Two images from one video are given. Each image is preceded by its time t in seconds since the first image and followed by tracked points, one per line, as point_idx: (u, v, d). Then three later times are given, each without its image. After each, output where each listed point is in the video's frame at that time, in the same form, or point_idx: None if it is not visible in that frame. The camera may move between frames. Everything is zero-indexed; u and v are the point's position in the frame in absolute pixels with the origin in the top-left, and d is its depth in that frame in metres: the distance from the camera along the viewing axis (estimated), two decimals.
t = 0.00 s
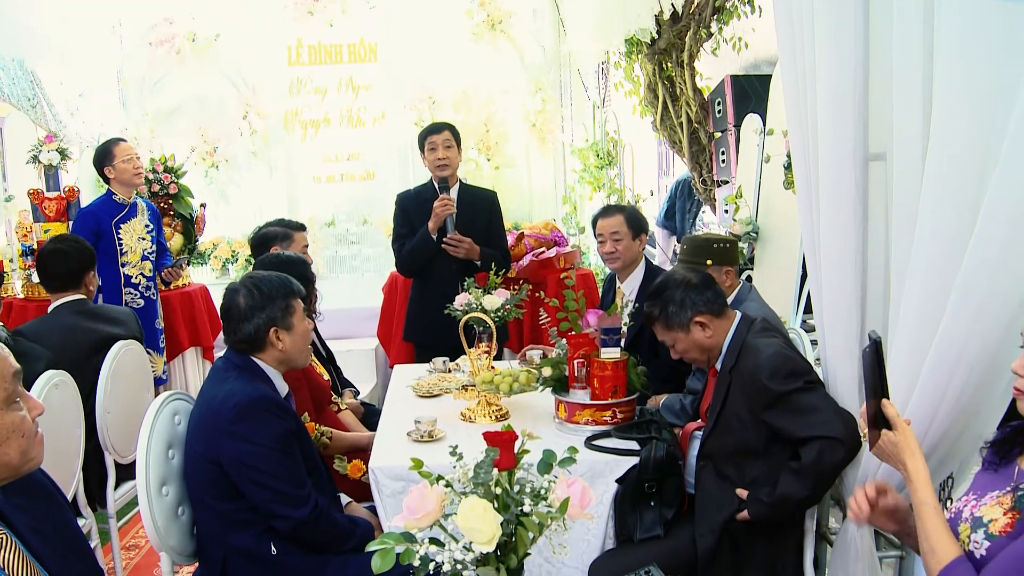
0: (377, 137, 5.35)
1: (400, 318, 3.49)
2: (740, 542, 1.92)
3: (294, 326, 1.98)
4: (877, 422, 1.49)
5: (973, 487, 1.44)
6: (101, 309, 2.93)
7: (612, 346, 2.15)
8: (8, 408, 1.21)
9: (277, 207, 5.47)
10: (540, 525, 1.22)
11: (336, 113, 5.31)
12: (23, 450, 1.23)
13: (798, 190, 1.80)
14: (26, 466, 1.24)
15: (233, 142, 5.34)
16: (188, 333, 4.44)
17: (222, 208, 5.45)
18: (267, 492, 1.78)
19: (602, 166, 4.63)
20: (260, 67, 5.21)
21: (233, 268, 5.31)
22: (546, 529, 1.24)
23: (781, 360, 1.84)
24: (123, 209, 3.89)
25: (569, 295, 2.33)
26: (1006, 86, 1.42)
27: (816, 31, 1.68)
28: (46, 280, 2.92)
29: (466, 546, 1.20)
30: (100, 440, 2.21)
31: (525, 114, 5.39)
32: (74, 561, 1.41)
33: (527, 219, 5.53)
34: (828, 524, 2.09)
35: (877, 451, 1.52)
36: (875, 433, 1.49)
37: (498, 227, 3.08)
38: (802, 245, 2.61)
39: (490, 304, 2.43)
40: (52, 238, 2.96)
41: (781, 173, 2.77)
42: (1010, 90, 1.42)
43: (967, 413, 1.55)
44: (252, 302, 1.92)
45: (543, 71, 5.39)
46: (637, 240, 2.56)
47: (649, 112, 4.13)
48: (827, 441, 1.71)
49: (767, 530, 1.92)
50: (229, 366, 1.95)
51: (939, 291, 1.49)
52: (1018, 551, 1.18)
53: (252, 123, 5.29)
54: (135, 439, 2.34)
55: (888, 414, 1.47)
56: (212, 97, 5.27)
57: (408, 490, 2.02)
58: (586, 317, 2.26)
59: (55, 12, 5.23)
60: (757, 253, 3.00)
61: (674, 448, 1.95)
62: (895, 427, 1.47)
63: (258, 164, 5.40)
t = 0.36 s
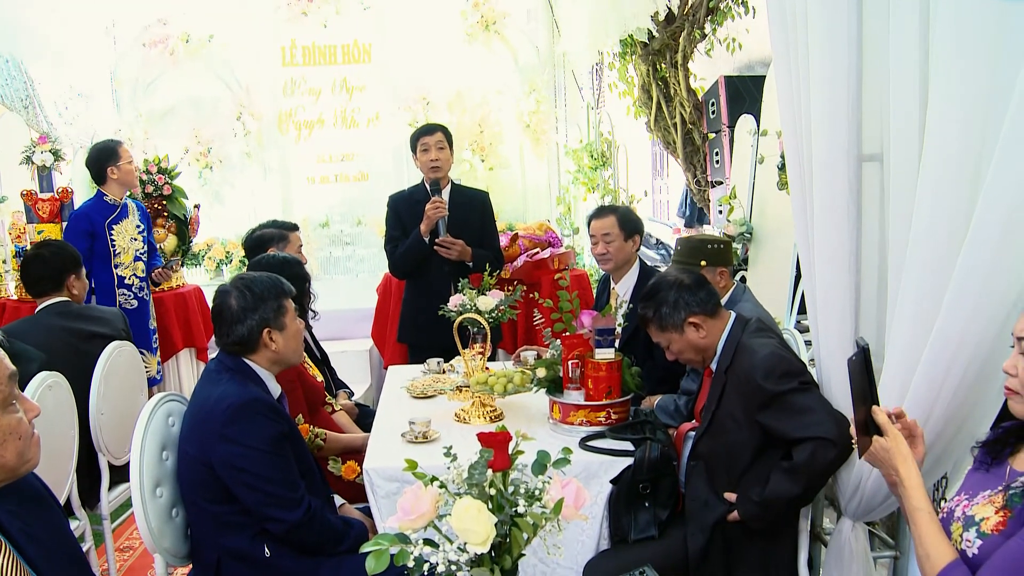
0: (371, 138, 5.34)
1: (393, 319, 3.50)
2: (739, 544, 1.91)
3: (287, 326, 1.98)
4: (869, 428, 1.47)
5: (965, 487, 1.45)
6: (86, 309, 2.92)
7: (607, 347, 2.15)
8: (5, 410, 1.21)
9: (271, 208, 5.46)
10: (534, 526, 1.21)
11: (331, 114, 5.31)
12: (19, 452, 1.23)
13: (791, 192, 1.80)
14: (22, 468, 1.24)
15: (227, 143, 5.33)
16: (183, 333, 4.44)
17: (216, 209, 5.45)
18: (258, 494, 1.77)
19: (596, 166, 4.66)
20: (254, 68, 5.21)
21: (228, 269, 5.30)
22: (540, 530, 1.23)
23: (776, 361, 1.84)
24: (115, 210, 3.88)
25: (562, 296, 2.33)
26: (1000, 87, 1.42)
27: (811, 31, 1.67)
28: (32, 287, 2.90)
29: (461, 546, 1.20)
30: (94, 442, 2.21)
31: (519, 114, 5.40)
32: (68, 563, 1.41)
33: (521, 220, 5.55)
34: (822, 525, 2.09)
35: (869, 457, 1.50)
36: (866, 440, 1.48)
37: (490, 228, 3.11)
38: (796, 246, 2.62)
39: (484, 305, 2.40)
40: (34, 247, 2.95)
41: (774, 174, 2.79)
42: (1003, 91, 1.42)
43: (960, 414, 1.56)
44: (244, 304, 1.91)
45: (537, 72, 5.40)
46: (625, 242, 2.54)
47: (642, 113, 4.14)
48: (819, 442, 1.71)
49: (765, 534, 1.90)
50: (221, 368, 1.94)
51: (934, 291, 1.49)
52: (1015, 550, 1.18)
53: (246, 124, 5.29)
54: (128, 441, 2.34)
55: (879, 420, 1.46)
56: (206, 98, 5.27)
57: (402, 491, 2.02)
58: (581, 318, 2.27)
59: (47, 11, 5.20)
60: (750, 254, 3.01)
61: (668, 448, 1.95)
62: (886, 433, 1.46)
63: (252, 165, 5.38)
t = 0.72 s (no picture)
0: (371, 138, 5.35)
1: (393, 321, 3.50)
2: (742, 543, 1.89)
3: (287, 328, 1.98)
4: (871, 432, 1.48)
5: (965, 490, 1.45)
6: (93, 313, 2.93)
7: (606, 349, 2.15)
8: (8, 413, 1.21)
9: (271, 209, 5.45)
10: (535, 527, 1.21)
11: (330, 114, 5.30)
12: (22, 455, 1.23)
13: (791, 193, 1.80)
14: (25, 471, 1.24)
15: (227, 144, 5.33)
16: (183, 334, 4.45)
17: (216, 210, 5.44)
18: (257, 495, 1.77)
19: (596, 167, 4.67)
20: (253, 69, 5.22)
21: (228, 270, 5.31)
22: (540, 531, 1.23)
23: (778, 357, 1.83)
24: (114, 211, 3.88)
25: (562, 297, 2.33)
26: (999, 88, 1.42)
27: (811, 33, 1.67)
28: (36, 282, 2.85)
29: (461, 547, 1.19)
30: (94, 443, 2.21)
31: (519, 115, 5.41)
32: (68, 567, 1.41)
33: (521, 221, 5.56)
34: (822, 525, 2.09)
35: (873, 462, 1.49)
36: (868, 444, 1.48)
37: (488, 229, 3.12)
38: (796, 247, 2.63)
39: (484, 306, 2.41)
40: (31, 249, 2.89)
41: (773, 175, 2.80)
42: (1002, 93, 1.42)
43: (960, 415, 1.56)
44: (245, 305, 1.91)
45: (537, 73, 5.41)
46: (601, 250, 2.58)
47: (642, 114, 4.15)
48: (822, 430, 1.71)
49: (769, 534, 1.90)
50: (223, 368, 1.94)
51: (934, 292, 1.49)
52: (1015, 553, 1.18)
53: (245, 125, 5.28)
54: (128, 442, 2.34)
55: (881, 424, 1.46)
56: (206, 98, 5.26)
57: (402, 492, 2.02)
58: (580, 318, 2.27)
59: (46, 12, 5.20)
60: (750, 255, 3.02)
61: (668, 448, 1.95)
62: (888, 437, 1.46)
63: (252, 166, 5.37)
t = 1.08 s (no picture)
0: (371, 139, 5.35)
1: (393, 322, 3.50)
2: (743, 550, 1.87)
3: (288, 329, 1.98)
4: (871, 433, 1.47)
5: (966, 492, 1.44)
6: (99, 313, 2.95)
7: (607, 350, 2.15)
8: (9, 414, 1.21)
9: (271, 210, 5.44)
10: (535, 528, 1.21)
11: (330, 115, 5.30)
12: (22, 456, 1.22)
13: (791, 194, 1.81)
14: (25, 472, 1.23)
15: (227, 145, 5.33)
16: (183, 335, 4.45)
17: (216, 210, 5.44)
18: (257, 495, 1.77)
19: (596, 168, 4.68)
20: (253, 69, 5.22)
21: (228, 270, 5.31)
22: (540, 532, 1.23)
23: (778, 355, 1.84)
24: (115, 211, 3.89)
25: (562, 298, 2.33)
26: (999, 89, 1.42)
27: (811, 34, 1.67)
28: (54, 276, 2.85)
29: (461, 548, 1.19)
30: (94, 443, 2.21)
31: (519, 116, 5.42)
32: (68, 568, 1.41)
33: (521, 221, 5.56)
34: (822, 526, 2.09)
35: (872, 463, 1.49)
36: (868, 446, 1.47)
37: (487, 231, 3.12)
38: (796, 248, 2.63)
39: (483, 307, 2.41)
40: (34, 247, 2.91)
41: (773, 176, 2.80)
42: (1002, 94, 1.43)
43: (961, 416, 1.56)
44: (246, 305, 1.91)
45: (537, 74, 5.42)
46: (600, 249, 2.60)
47: (642, 115, 4.16)
48: (820, 417, 1.72)
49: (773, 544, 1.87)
50: (224, 369, 1.94)
51: (935, 292, 1.49)
52: (1015, 555, 1.18)
53: (246, 126, 5.29)
54: (128, 442, 2.34)
55: (881, 426, 1.46)
56: (206, 99, 5.27)
57: (402, 493, 2.02)
58: (581, 319, 2.27)
59: (47, 13, 5.21)
60: (750, 255, 3.03)
61: (668, 449, 1.95)
62: (888, 438, 1.46)
63: (252, 166, 5.37)
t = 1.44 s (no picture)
0: (372, 139, 5.35)
1: (393, 322, 3.50)
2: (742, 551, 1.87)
3: (288, 329, 1.98)
4: (872, 433, 1.47)
5: (966, 492, 1.45)
6: (98, 313, 2.95)
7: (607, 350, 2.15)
8: (9, 414, 1.21)
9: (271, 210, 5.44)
10: (535, 528, 1.21)
11: (331, 115, 5.31)
12: (23, 456, 1.22)
13: (792, 194, 1.80)
14: (26, 472, 1.23)
15: (227, 145, 5.33)
16: (184, 335, 4.45)
17: (216, 211, 5.44)
18: (258, 495, 1.77)
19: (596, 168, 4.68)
20: (254, 69, 5.23)
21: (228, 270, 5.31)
22: (541, 531, 1.23)
23: (780, 359, 1.84)
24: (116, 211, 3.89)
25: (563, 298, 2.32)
26: (999, 90, 1.42)
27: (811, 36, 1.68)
28: (50, 278, 2.84)
29: (461, 548, 1.19)
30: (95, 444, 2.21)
31: (519, 116, 5.42)
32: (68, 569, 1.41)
33: (522, 221, 5.57)
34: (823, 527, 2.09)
35: (873, 463, 1.49)
36: (868, 445, 1.47)
37: (486, 232, 3.12)
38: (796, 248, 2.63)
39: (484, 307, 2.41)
40: (30, 248, 2.89)
41: (773, 176, 2.81)
42: (1002, 94, 1.42)
43: (961, 416, 1.56)
44: (247, 305, 1.91)
45: (538, 74, 5.43)
46: (600, 249, 2.60)
47: (642, 115, 4.16)
48: (807, 432, 1.73)
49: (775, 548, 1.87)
50: (224, 369, 1.94)
51: (935, 293, 1.49)
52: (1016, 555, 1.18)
53: (246, 126, 5.29)
54: (129, 443, 2.34)
55: (882, 426, 1.46)
56: (207, 99, 5.28)
57: (403, 493, 2.01)
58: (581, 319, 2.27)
59: (46, 12, 5.18)
60: (750, 256, 3.03)
61: (669, 450, 1.95)
62: (889, 438, 1.46)
63: (253, 167, 5.38)
